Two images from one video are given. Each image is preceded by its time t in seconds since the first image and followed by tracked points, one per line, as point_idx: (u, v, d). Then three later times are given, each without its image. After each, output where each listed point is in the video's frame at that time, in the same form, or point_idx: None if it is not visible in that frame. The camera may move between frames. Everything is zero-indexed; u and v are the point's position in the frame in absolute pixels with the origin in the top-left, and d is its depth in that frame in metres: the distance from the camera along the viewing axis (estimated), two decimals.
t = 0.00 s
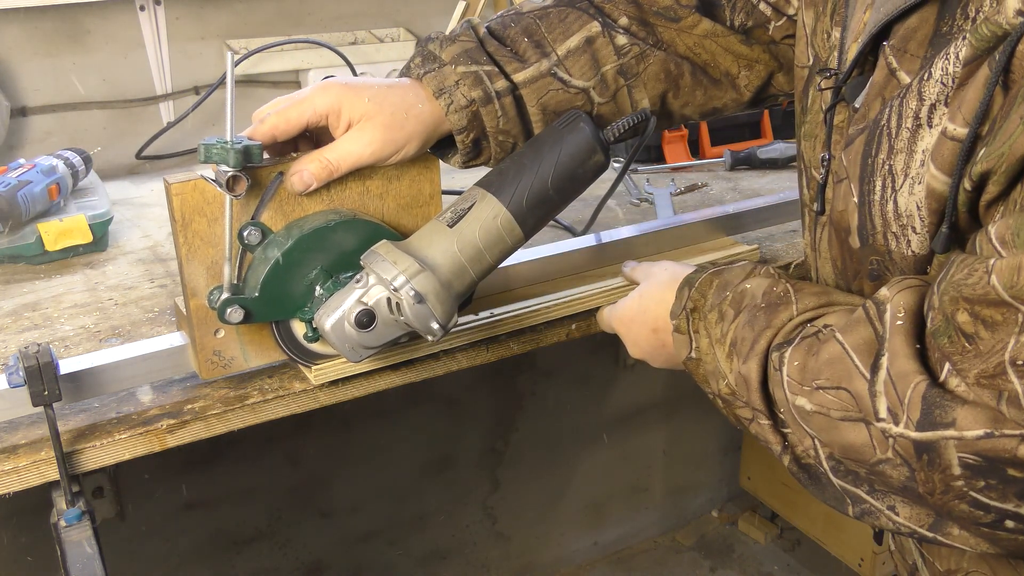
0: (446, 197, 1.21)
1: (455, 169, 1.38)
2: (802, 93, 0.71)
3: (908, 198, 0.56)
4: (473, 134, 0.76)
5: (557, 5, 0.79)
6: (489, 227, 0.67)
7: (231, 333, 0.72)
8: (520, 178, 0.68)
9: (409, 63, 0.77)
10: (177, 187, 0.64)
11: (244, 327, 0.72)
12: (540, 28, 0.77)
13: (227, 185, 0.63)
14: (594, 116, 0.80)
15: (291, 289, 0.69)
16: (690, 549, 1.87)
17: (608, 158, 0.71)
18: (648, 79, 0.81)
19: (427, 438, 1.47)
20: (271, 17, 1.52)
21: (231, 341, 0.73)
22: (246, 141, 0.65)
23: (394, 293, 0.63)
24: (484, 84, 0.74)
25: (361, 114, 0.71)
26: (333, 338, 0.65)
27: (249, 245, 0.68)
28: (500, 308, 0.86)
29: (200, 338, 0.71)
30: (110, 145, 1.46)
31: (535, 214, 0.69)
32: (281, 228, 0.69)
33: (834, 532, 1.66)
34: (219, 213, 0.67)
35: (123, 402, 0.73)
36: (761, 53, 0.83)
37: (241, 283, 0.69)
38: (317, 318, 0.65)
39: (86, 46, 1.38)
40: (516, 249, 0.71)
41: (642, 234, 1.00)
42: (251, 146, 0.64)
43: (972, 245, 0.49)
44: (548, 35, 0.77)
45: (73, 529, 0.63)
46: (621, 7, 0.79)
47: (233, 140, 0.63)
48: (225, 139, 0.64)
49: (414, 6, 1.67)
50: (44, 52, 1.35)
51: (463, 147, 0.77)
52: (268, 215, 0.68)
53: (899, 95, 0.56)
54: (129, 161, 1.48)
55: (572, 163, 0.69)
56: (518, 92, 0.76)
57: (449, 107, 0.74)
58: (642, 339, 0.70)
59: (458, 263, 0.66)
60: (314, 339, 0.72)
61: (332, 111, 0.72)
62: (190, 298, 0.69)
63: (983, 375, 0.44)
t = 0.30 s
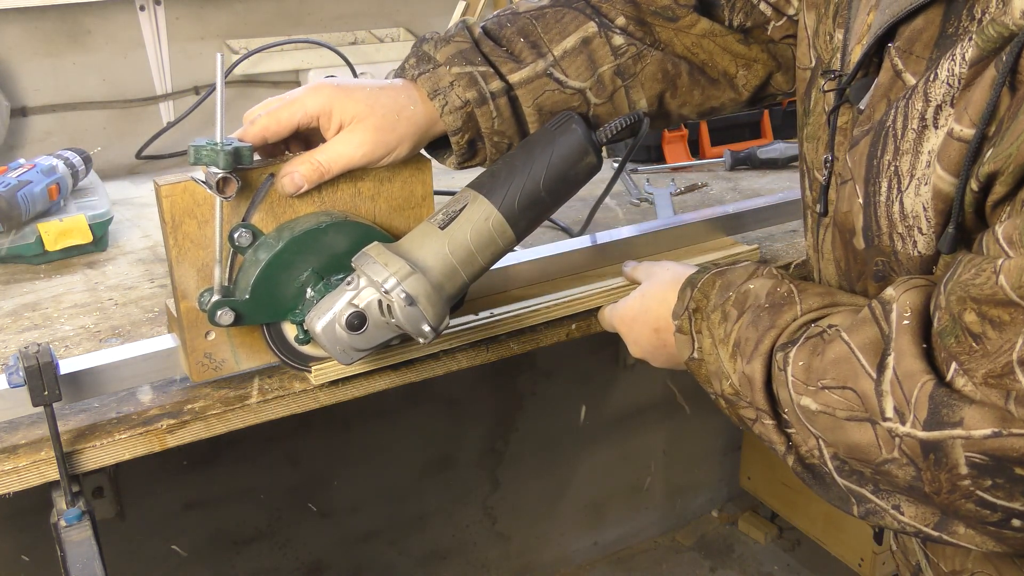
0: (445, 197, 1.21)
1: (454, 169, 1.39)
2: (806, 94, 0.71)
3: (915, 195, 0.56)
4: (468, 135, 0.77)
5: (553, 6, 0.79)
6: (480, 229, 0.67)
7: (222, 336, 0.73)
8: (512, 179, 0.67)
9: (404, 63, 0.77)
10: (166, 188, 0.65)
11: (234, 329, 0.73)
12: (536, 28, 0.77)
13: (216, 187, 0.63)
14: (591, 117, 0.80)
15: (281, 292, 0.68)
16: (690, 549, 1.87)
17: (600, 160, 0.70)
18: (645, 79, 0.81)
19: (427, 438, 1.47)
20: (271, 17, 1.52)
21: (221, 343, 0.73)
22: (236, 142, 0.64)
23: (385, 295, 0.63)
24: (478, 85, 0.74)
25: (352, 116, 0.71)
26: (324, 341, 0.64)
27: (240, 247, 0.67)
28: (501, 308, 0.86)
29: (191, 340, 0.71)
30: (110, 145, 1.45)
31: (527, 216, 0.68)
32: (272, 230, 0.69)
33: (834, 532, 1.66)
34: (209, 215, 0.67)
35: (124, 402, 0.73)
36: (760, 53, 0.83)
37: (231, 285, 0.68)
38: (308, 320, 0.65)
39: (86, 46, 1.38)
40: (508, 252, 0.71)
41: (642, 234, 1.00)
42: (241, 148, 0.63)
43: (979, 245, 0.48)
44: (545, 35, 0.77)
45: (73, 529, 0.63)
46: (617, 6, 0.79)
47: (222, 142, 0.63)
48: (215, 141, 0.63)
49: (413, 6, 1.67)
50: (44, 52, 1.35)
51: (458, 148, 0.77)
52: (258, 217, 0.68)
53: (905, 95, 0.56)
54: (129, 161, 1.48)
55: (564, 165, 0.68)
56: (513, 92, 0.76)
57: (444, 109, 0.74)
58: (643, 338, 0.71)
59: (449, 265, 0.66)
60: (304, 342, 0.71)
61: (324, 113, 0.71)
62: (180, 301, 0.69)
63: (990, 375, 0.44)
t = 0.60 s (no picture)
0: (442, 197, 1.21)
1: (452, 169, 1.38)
2: (801, 98, 0.72)
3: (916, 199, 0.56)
4: (457, 137, 0.77)
5: (544, 6, 0.79)
6: (464, 232, 0.67)
7: (204, 340, 0.72)
8: (496, 182, 0.67)
9: (392, 66, 0.77)
10: (146, 192, 0.64)
11: (216, 334, 0.72)
12: (526, 29, 0.78)
13: (197, 191, 0.63)
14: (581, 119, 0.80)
15: (264, 296, 0.68)
16: (690, 550, 1.87)
17: (585, 162, 0.70)
18: (637, 80, 0.81)
19: (426, 438, 1.47)
20: (271, 17, 1.52)
21: (203, 348, 0.72)
22: (217, 145, 0.64)
23: (367, 299, 0.63)
24: (466, 86, 0.74)
25: (335, 118, 0.71)
26: (306, 345, 0.64)
27: (221, 251, 0.67)
28: (500, 308, 0.87)
29: (172, 345, 0.70)
30: (110, 146, 1.45)
31: (511, 219, 0.68)
32: (254, 233, 0.68)
33: (834, 532, 1.66)
34: (190, 218, 0.67)
35: (123, 402, 0.73)
36: (752, 53, 0.83)
37: (213, 289, 0.68)
38: (290, 325, 0.65)
39: (86, 46, 1.38)
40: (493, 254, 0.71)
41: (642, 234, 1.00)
42: (222, 151, 0.62)
43: (981, 247, 0.48)
44: (534, 37, 0.78)
45: (73, 529, 0.63)
46: (609, 6, 0.79)
47: (203, 145, 0.62)
48: (195, 144, 0.63)
49: (414, 6, 1.67)
50: (44, 53, 1.35)
51: (446, 150, 0.78)
52: (240, 220, 0.68)
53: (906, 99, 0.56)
54: (129, 161, 1.48)
55: (548, 168, 0.68)
56: (502, 93, 0.76)
57: (432, 110, 0.73)
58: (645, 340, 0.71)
59: (431, 269, 0.66)
60: (288, 346, 0.72)
61: (306, 114, 0.71)
62: (161, 305, 0.68)
63: (994, 378, 0.44)
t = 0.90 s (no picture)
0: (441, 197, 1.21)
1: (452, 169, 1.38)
2: (808, 107, 0.72)
3: (954, 221, 0.56)
4: (451, 139, 0.77)
5: (539, 8, 0.79)
6: (458, 234, 0.66)
7: (197, 342, 0.71)
8: (490, 183, 0.67)
9: (386, 67, 0.77)
10: (137, 193, 0.64)
11: (209, 335, 0.71)
12: (521, 31, 0.78)
13: (188, 193, 0.64)
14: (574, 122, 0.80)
15: (257, 297, 0.67)
16: (690, 550, 1.87)
17: (579, 163, 0.70)
18: (632, 83, 0.81)
19: (427, 439, 1.47)
20: (271, 17, 1.52)
21: (196, 350, 0.72)
22: (208, 146, 0.64)
23: (360, 301, 0.63)
24: (461, 88, 0.74)
25: (327, 121, 0.70)
26: (299, 347, 0.65)
27: (214, 253, 0.67)
28: (501, 308, 0.87)
29: (165, 347, 0.70)
30: (110, 145, 1.45)
31: (505, 221, 0.68)
32: (247, 234, 0.68)
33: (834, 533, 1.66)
34: (183, 219, 0.67)
35: (123, 402, 0.73)
36: (747, 56, 0.83)
37: (206, 291, 0.68)
38: (284, 326, 0.65)
39: (86, 46, 1.38)
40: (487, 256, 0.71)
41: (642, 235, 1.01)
42: (213, 152, 0.63)
43: None
44: (529, 39, 0.77)
45: (73, 529, 0.63)
46: (604, 8, 0.79)
47: (195, 146, 0.63)
48: (187, 146, 0.63)
49: (414, 6, 1.67)
50: (44, 53, 1.35)
51: (440, 152, 0.77)
52: (233, 221, 0.68)
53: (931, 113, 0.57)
54: (129, 161, 1.48)
55: (542, 170, 0.68)
56: (496, 96, 0.76)
57: (426, 112, 0.74)
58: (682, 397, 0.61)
59: (425, 270, 0.66)
60: (280, 348, 0.70)
61: (298, 117, 0.71)
62: (154, 306, 0.68)
63: None
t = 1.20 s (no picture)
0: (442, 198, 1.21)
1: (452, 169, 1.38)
2: (828, 113, 0.73)
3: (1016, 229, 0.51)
4: (445, 140, 0.76)
5: (535, 12, 0.79)
6: (452, 236, 0.66)
7: (191, 344, 0.71)
8: (485, 185, 0.67)
9: (381, 67, 0.77)
10: (132, 195, 0.64)
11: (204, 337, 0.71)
12: (517, 34, 0.78)
13: (183, 194, 0.63)
14: (569, 124, 0.80)
15: (252, 298, 0.67)
16: (690, 550, 1.87)
17: (575, 165, 0.69)
18: (626, 88, 0.81)
19: (427, 439, 1.47)
20: (271, 17, 1.52)
21: (190, 352, 0.72)
22: (202, 149, 0.64)
23: (354, 303, 0.63)
24: (456, 89, 0.74)
25: (321, 121, 0.70)
26: (293, 349, 0.65)
27: (209, 254, 0.67)
28: (500, 308, 0.87)
29: (159, 348, 0.70)
30: (110, 145, 1.45)
31: (500, 222, 0.68)
32: (241, 236, 0.68)
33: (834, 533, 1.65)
34: (177, 221, 0.67)
35: (123, 402, 0.73)
36: (742, 65, 0.83)
37: (200, 292, 0.68)
38: (279, 328, 0.65)
39: (86, 46, 1.38)
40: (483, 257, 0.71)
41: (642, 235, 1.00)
42: (207, 154, 0.63)
43: None
44: (525, 42, 0.78)
45: (73, 529, 0.63)
46: (600, 14, 0.79)
47: (188, 147, 0.63)
48: (181, 147, 0.63)
49: (414, 6, 1.68)
50: (44, 52, 1.35)
51: (434, 153, 0.77)
52: (228, 223, 0.67)
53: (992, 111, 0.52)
54: (130, 161, 1.48)
55: (537, 172, 0.68)
56: (491, 98, 0.76)
57: (420, 112, 0.74)
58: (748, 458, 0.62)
59: (420, 273, 0.66)
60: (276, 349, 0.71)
61: (292, 118, 0.71)
62: (148, 308, 0.68)
63: None
